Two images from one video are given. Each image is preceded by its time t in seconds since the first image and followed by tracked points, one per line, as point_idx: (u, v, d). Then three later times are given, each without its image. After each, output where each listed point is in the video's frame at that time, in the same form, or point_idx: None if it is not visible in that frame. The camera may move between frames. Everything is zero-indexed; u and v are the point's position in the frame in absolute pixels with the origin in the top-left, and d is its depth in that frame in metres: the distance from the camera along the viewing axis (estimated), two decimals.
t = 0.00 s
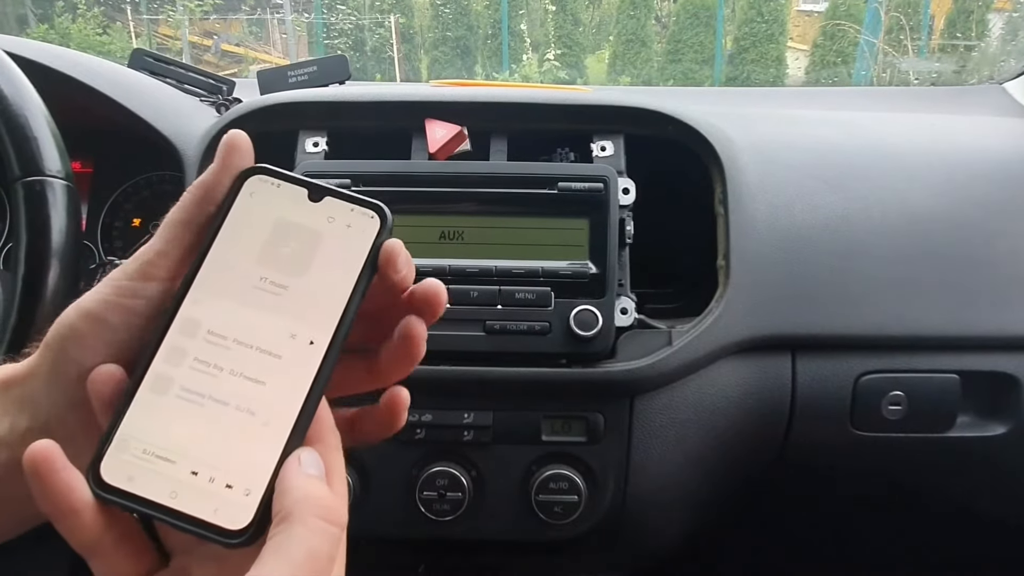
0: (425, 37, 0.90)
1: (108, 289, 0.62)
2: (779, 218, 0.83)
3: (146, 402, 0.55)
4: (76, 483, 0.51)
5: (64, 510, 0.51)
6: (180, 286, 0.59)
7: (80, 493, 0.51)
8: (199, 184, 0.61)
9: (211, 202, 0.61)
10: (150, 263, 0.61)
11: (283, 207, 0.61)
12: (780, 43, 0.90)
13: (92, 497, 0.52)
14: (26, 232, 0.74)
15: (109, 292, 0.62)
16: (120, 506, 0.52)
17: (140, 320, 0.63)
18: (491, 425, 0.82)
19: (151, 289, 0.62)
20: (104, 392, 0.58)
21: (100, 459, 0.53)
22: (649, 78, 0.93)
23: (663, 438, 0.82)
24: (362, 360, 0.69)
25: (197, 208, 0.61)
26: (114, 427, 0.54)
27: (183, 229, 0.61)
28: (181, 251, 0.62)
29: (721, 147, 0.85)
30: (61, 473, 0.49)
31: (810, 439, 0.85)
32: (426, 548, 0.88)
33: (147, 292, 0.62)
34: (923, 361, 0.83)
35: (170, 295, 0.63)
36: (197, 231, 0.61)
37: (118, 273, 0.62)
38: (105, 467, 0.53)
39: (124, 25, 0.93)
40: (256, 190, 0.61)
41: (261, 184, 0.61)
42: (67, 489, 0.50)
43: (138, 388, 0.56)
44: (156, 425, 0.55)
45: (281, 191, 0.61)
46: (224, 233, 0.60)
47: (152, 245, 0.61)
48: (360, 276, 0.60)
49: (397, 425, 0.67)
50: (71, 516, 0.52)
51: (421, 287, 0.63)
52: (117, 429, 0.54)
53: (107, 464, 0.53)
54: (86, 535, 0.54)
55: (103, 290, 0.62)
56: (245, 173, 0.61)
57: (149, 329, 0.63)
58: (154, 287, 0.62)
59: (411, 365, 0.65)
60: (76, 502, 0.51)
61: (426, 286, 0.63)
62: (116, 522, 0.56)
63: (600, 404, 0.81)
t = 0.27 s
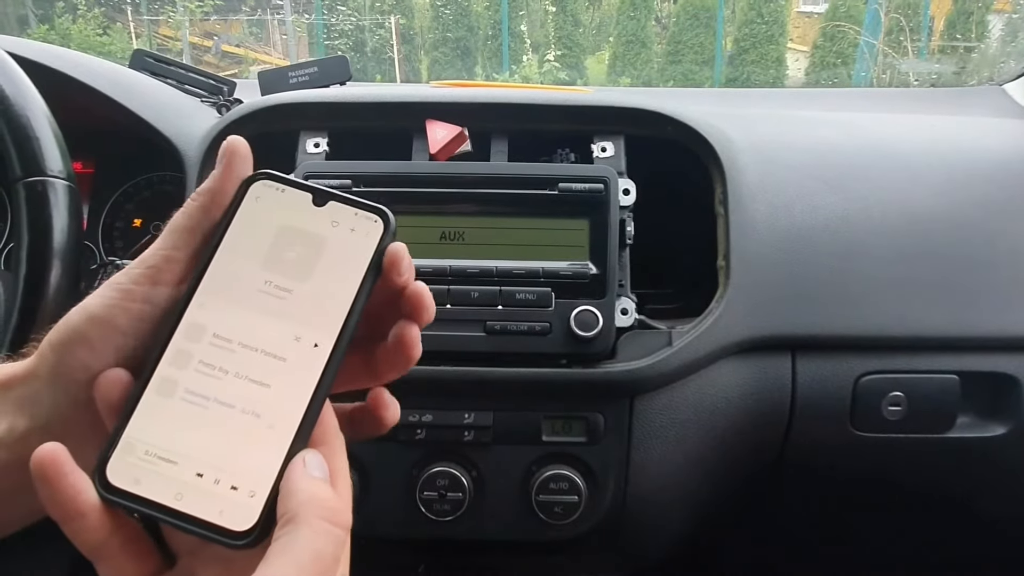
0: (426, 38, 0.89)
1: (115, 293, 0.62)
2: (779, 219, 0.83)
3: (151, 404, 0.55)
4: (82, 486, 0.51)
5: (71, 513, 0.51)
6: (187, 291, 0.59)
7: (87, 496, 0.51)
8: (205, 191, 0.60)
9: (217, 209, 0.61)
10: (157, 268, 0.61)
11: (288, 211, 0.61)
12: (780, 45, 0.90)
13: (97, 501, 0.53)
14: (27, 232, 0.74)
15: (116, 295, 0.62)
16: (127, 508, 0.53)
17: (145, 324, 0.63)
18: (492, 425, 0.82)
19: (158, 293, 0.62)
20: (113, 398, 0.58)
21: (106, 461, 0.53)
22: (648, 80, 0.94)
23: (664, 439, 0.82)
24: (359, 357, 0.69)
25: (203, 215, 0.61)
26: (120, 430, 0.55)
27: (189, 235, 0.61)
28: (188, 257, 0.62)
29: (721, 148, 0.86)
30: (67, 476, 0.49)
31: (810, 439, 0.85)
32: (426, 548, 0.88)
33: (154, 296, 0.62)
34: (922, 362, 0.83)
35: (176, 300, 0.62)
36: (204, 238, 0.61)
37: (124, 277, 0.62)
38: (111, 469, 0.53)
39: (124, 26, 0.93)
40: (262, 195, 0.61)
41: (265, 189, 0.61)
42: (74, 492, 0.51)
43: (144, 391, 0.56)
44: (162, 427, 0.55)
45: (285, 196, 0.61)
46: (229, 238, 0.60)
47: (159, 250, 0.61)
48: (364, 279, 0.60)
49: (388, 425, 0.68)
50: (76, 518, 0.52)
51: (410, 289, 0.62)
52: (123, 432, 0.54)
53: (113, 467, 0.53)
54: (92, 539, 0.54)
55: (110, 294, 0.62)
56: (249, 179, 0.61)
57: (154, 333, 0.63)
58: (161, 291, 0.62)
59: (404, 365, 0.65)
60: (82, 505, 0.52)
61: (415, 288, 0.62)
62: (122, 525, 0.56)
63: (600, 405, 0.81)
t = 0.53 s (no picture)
0: (426, 38, 0.90)
1: (124, 289, 0.62)
2: (781, 220, 0.84)
3: (157, 401, 0.55)
4: (88, 483, 0.51)
5: (78, 511, 0.52)
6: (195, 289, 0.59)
7: (92, 493, 0.52)
8: (216, 189, 0.60)
9: (228, 207, 0.61)
10: (166, 265, 0.61)
11: (294, 210, 0.61)
12: (780, 47, 0.90)
13: (103, 499, 0.53)
14: (31, 231, 0.74)
15: (125, 292, 0.61)
16: (132, 505, 0.53)
17: (155, 321, 0.62)
18: (494, 426, 0.82)
19: (167, 291, 0.62)
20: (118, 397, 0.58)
21: (112, 458, 0.53)
22: (649, 81, 0.94)
23: (665, 439, 0.82)
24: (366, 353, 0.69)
25: (214, 212, 0.61)
26: (125, 427, 0.55)
27: (200, 232, 0.61)
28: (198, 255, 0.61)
29: (722, 150, 0.86)
30: (73, 474, 0.50)
31: (811, 440, 0.85)
32: (428, 548, 0.88)
33: (163, 294, 0.62)
34: (923, 364, 0.83)
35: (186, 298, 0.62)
36: (215, 235, 0.61)
37: (135, 274, 0.62)
38: (117, 466, 0.53)
39: (124, 26, 0.93)
40: (268, 196, 0.61)
41: (272, 189, 0.61)
42: (80, 490, 0.51)
43: (150, 387, 0.56)
44: (168, 424, 0.55)
45: (292, 196, 0.61)
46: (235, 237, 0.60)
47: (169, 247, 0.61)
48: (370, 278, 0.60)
49: (391, 412, 0.68)
50: (82, 516, 0.52)
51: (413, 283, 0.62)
52: (129, 429, 0.54)
53: (119, 464, 0.53)
54: (98, 538, 0.54)
55: (120, 291, 0.62)
56: (256, 179, 0.61)
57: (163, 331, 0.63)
58: (170, 289, 0.61)
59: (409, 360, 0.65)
60: (88, 503, 0.52)
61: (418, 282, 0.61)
62: (128, 524, 0.56)
63: (602, 406, 0.81)
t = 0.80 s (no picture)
0: (426, 38, 0.90)
1: (118, 287, 0.61)
2: (780, 219, 0.84)
3: (156, 401, 0.56)
4: (87, 483, 0.51)
5: (76, 510, 0.52)
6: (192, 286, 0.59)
7: (90, 493, 0.52)
8: (213, 186, 0.60)
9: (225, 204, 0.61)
10: (163, 262, 0.61)
11: (292, 209, 0.61)
12: (779, 46, 0.90)
13: (100, 497, 0.53)
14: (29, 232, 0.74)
15: (121, 289, 0.61)
16: (131, 505, 0.53)
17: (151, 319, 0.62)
18: (493, 426, 0.82)
19: (165, 288, 0.62)
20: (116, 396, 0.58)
21: (111, 458, 0.53)
22: (649, 81, 0.93)
23: (664, 438, 0.82)
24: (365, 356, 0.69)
25: (210, 209, 0.60)
26: (123, 427, 0.55)
27: (196, 230, 0.61)
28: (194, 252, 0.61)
29: (721, 149, 0.86)
30: (72, 473, 0.50)
31: (810, 439, 0.85)
32: (427, 548, 0.88)
33: (160, 291, 0.62)
34: (923, 363, 0.83)
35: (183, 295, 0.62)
36: (211, 232, 0.61)
37: (131, 271, 0.61)
38: (116, 465, 0.53)
39: (124, 26, 0.93)
40: (266, 193, 0.61)
41: (270, 187, 0.61)
42: (78, 490, 0.51)
43: (149, 387, 0.56)
44: (167, 424, 0.55)
45: (290, 194, 0.61)
46: (234, 236, 0.60)
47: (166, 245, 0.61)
48: (369, 278, 0.60)
49: (390, 422, 0.68)
50: (80, 515, 0.52)
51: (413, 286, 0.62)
52: (127, 429, 0.54)
53: (117, 464, 0.53)
54: (96, 537, 0.54)
55: (116, 288, 0.62)
56: (254, 176, 0.61)
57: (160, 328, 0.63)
58: (168, 286, 0.62)
59: (408, 363, 0.65)
60: (86, 503, 0.52)
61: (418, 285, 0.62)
62: (126, 523, 0.56)
63: (601, 406, 0.81)
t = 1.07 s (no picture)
0: (426, 38, 0.90)
1: (117, 290, 0.61)
2: (778, 218, 0.83)
3: (151, 403, 0.56)
4: (81, 485, 0.51)
5: (71, 513, 0.52)
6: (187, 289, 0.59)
7: (85, 496, 0.52)
8: (207, 188, 0.60)
9: (220, 206, 0.60)
10: (159, 265, 0.61)
11: (286, 210, 0.61)
12: (779, 45, 0.90)
13: (95, 500, 0.53)
14: (26, 233, 0.74)
15: (118, 292, 0.61)
16: (126, 507, 0.53)
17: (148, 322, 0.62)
18: (491, 425, 0.82)
19: (161, 291, 0.62)
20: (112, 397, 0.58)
21: (106, 460, 0.53)
22: (649, 80, 0.93)
23: (662, 438, 0.82)
24: (361, 349, 0.69)
25: (205, 212, 0.60)
26: (119, 429, 0.55)
27: (192, 232, 0.60)
28: (190, 254, 0.61)
29: (719, 148, 0.86)
30: (67, 476, 0.50)
31: (808, 438, 0.85)
32: (425, 547, 0.89)
33: (157, 294, 0.62)
34: (921, 361, 0.83)
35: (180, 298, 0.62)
36: (207, 234, 0.61)
37: (128, 274, 0.61)
38: (111, 468, 0.53)
39: (124, 28, 0.94)
40: (259, 196, 0.61)
41: (263, 189, 0.61)
42: (73, 492, 0.51)
43: (143, 389, 0.56)
44: (161, 426, 0.55)
45: (284, 196, 0.61)
46: (228, 238, 0.60)
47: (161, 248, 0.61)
48: (363, 278, 0.60)
49: (386, 409, 0.68)
50: (76, 518, 0.52)
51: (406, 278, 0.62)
52: (122, 431, 0.55)
53: (113, 466, 0.53)
54: (91, 539, 0.54)
55: (113, 291, 0.62)
56: (247, 178, 0.61)
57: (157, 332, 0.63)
58: (164, 289, 0.62)
59: (402, 353, 0.66)
60: (80, 505, 0.52)
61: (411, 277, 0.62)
62: (121, 525, 0.56)
63: (599, 405, 0.81)
